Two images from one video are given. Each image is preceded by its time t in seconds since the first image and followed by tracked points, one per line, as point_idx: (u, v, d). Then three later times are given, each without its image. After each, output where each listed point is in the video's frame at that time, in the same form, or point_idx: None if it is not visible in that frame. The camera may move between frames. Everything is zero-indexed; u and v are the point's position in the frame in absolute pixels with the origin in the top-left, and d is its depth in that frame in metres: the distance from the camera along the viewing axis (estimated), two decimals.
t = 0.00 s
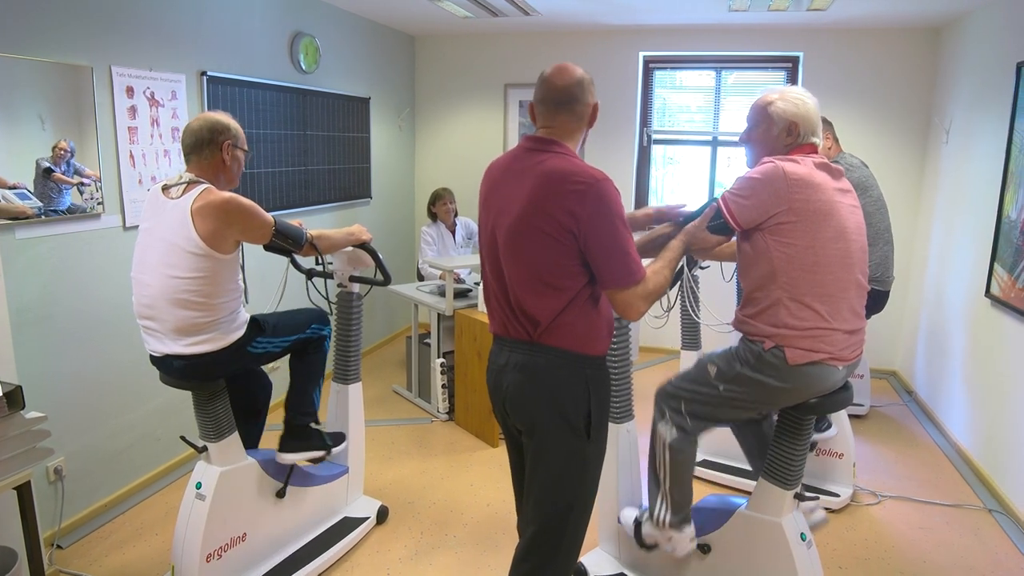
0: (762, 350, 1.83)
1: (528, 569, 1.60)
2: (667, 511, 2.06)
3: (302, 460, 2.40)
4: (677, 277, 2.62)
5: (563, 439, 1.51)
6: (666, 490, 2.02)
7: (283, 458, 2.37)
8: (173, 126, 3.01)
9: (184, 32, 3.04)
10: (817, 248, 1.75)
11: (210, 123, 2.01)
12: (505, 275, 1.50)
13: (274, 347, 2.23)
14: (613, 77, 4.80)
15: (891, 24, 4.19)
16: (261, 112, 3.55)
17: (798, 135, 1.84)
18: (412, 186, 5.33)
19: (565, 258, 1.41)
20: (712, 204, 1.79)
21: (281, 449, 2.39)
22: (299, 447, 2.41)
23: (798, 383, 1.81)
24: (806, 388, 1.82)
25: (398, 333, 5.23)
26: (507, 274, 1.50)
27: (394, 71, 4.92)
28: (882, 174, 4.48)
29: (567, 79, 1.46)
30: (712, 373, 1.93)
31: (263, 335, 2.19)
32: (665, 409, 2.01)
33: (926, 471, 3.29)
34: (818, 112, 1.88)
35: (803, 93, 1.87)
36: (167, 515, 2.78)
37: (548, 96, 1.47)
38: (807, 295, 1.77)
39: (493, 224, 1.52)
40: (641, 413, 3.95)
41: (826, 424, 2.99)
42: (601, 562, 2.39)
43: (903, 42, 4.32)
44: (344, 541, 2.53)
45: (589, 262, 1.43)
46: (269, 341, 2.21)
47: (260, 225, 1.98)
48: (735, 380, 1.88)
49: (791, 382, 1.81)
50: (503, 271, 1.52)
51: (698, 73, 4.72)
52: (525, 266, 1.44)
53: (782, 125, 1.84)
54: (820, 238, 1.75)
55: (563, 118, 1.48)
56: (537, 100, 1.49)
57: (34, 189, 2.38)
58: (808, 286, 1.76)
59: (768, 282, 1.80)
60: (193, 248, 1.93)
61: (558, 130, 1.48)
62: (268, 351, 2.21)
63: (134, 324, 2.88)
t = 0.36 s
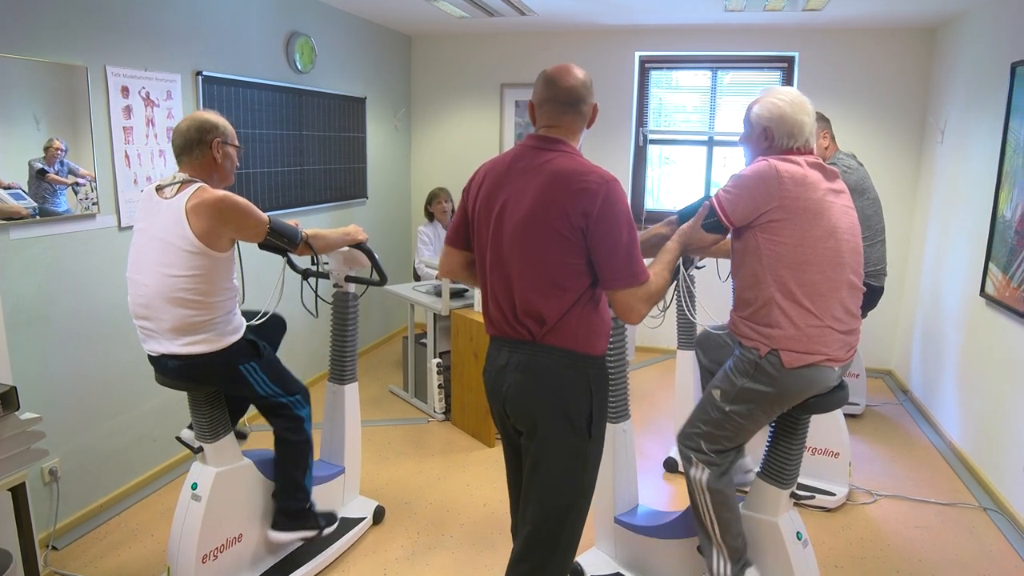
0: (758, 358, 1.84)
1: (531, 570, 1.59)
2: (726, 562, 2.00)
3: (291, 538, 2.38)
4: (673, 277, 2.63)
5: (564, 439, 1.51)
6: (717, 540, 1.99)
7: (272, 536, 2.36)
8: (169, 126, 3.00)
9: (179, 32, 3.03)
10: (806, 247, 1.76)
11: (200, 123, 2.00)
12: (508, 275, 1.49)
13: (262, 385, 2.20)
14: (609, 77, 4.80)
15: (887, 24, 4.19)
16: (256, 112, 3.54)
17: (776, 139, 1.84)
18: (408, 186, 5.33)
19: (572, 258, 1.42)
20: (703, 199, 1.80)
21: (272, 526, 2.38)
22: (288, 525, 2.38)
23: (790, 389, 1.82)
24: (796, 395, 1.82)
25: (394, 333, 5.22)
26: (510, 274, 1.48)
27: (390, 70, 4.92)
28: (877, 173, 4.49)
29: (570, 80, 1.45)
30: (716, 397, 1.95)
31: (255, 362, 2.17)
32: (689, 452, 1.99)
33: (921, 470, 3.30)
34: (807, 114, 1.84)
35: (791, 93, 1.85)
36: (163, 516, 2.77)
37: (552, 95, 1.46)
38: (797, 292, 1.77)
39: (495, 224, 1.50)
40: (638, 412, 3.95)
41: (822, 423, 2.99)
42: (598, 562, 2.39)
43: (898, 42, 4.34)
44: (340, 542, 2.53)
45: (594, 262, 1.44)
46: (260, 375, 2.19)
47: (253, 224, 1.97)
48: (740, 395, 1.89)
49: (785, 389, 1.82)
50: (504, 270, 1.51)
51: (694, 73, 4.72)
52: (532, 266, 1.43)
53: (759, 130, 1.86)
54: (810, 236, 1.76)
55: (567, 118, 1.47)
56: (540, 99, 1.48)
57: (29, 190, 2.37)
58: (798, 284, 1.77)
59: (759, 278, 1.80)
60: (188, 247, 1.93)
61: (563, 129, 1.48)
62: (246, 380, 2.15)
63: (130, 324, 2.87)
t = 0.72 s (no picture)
0: (757, 339, 1.83)
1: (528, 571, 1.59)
2: (687, 458, 1.95)
3: (242, 498, 2.18)
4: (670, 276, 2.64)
5: (558, 440, 1.51)
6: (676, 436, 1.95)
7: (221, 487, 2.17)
8: (164, 126, 2.99)
9: (174, 33, 3.02)
10: (806, 251, 1.76)
11: (193, 123, 2.00)
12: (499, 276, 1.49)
13: (263, 372, 2.21)
14: (605, 77, 4.81)
15: (882, 25, 4.21)
16: (252, 112, 3.54)
17: (761, 141, 1.85)
18: (404, 186, 5.33)
19: (563, 260, 1.43)
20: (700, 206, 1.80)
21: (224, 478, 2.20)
22: (245, 482, 2.20)
23: (791, 378, 1.81)
24: (794, 380, 1.82)
25: (390, 333, 5.22)
26: (500, 276, 1.49)
27: (386, 70, 4.91)
28: (872, 173, 4.51)
29: (564, 79, 1.46)
30: (707, 344, 1.90)
31: (254, 354, 2.18)
32: (651, 358, 1.99)
33: (917, 469, 3.31)
34: (793, 114, 1.83)
35: (776, 93, 1.83)
36: (158, 517, 2.76)
37: (546, 95, 1.47)
38: (798, 296, 1.78)
39: (487, 225, 1.50)
40: (634, 412, 3.96)
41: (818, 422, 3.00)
42: (595, 561, 2.40)
43: (893, 42, 4.35)
44: (337, 542, 2.53)
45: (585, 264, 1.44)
46: (259, 362, 2.20)
47: (247, 224, 1.97)
48: (728, 356, 1.87)
49: (783, 372, 1.81)
50: (495, 271, 1.51)
51: (690, 73, 4.73)
52: (524, 268, 1.44)
53: (744, 132, 1.87)
54: (810, 239, 1.76)
55: (562, 118, 1.48)
56: (534, 99, 1.48)
57: (23, 190, 2.37)
58: (798, 288, 1.78)
59: (760, 286, 1.81)
60: (182, 248, 1.93)
61: (558, 130, 1.48)
62: (247, 373, 2.16)
63: (125, 325, 2.86)
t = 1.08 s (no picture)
0: (748, 356, 1.84)
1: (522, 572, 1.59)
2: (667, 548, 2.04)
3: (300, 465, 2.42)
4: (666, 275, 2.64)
5: (551, 441, 1.51)
6: (671, 528, 2.02)
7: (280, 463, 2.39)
8: (160, 126, 2.99)
9: (170, 33, 3.02)
10: (796, 249, 1.77)
11: (190, 123, 1.99)
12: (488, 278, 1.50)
13: (261, 350, 2.21)
14: (601, 77, 4.81)
15: (877, 25, 4.22)
16: (248, 112, 3.53)
17: (756, 142, 1.86)
18: (400, 186, 5.32)
19: (551, 264, 1.42)
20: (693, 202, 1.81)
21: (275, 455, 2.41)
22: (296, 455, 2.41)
23: (785, 384, 1.82)
24: (788, 390, 1.83)
25: (387, 333, 5.22)
26: (490, 279, 1.49)
27: (382, 70, 4.91)
28: (867, 173, 4.52)
29: (562, 76, 1.45)
30: (707, 394, 1.95)
31: (250, 337, 2.18)
32: (674, 446, 2.01)
33: (913, 468, 3.32)
34: (788, 114, 1.83)
35: (772, 95, 1.83)
36: (154, 518, 2.76)
37: (543, 93, 1.46)
38: (787, 295, 1.78)
39: (478, 226, 1.51)
40: (630, 412, 3.96)
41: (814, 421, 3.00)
42: (591, 561, 2.40)
43: (889, 43, 4.36)
44: (334, 542, 2.53)
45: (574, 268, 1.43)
46: (257, 343, 2.19)
47: (247, 225, 1.97)
48: (728, 390, 1.89)
49: (776, 384, 1.82)
50: (484, 272, 1.52)
51: (686, 73, 4.73)
52: (511, 270, 1.44)
53: (739, 132, 1.87)
54: (800, 237, 1.77)
55: (557, 118, 1.47)
56: (529, 96, 1.48)
57: (18, 190, 2.36)
58: (788, 286, 1.78)
59: (750, 283, 1.82)
60: (181, 248, 1.92)
61: (551, 130, 1.48)
62: (248, 357, 2.17)
63: (120, 325, 2.85)
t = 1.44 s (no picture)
0: (747, 353, 1.84)
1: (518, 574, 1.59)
2: (718, 528, 1.97)
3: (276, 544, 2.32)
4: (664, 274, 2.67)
5: (545, 443, 1.51)
6: (704, 505, 1.96)
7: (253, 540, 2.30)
8: (155, 126, 2.98)
9: (166, 32, 3.01)
10: (795, 249, 1.77)
11: (181, 123, 1.99)
12: (478, 280, 1.49)
13: (249, 388, 2.19)
14: (597, 76, 4.82)
15: (872, 25, 4.23)
16: (244, 111, 3.53)
17: (752, 142, 1.86)
18: (397, 186, 5.32)
19: (542, 267, 1.42)
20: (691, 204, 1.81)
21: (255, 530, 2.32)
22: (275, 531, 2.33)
23: (782, 384, 1.82)
24: (787, 388, 1.82)
25: (384, 333, 5.21)
26: (480, 282, 1.48)
27: (378, 70, 4.90)
28: (863, 173, 4.53)
29: (554, 75, 1.45)
30: (699, 384, 1.96)
31: (242, 361, 2.16)
32: (662, 428, 2.00)
33: (909, 467, 3.33)
34: (784, 114, 1.83)
35: (769, 95, 1.83)
36: (150, 519, 2.75)
37: (535, 92, 1.45)
38: (785, 295, 1.78)
39: (469, 228, 1.50)
40: (627, 411, 3.97)
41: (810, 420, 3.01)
42: (588, 560, 2.40)
43: (884, 43, 4.37)
44: (330, 543, 2.52)
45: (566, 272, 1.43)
46: (246, 375, 2.17)
47: (240, 222, 1.97)
48: (723, 385, 1.90)
49: (773, 382, 1.82)
50: (475, 275, 1.51)
51: (682, 73, 4.73)
52: (502, 274, 1.43)
53: (736, 132, 1.88)
54: (799, 237, 1.77)
55: (549, 118, 1.47)
56: (521, 95, 1.47)
57: (13, 190, 2.34)
58: (787, 286, 1.78)
59: (748, 284, 1.82)
60: (174, 248, 1.92)
61: (543, 130, 1.48)
62: (233, 382, 2.14)
63: (116, 326, 2.85)
